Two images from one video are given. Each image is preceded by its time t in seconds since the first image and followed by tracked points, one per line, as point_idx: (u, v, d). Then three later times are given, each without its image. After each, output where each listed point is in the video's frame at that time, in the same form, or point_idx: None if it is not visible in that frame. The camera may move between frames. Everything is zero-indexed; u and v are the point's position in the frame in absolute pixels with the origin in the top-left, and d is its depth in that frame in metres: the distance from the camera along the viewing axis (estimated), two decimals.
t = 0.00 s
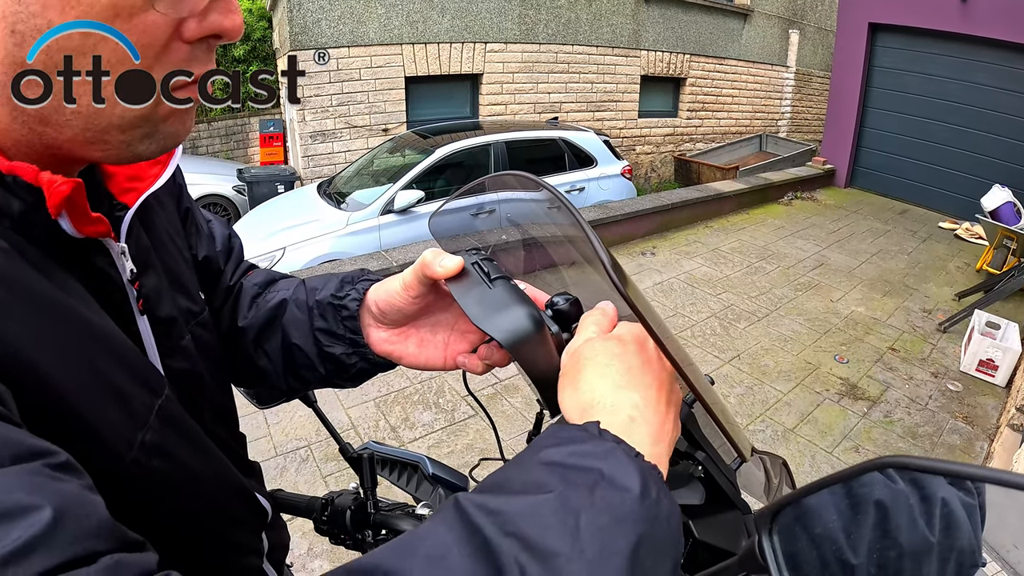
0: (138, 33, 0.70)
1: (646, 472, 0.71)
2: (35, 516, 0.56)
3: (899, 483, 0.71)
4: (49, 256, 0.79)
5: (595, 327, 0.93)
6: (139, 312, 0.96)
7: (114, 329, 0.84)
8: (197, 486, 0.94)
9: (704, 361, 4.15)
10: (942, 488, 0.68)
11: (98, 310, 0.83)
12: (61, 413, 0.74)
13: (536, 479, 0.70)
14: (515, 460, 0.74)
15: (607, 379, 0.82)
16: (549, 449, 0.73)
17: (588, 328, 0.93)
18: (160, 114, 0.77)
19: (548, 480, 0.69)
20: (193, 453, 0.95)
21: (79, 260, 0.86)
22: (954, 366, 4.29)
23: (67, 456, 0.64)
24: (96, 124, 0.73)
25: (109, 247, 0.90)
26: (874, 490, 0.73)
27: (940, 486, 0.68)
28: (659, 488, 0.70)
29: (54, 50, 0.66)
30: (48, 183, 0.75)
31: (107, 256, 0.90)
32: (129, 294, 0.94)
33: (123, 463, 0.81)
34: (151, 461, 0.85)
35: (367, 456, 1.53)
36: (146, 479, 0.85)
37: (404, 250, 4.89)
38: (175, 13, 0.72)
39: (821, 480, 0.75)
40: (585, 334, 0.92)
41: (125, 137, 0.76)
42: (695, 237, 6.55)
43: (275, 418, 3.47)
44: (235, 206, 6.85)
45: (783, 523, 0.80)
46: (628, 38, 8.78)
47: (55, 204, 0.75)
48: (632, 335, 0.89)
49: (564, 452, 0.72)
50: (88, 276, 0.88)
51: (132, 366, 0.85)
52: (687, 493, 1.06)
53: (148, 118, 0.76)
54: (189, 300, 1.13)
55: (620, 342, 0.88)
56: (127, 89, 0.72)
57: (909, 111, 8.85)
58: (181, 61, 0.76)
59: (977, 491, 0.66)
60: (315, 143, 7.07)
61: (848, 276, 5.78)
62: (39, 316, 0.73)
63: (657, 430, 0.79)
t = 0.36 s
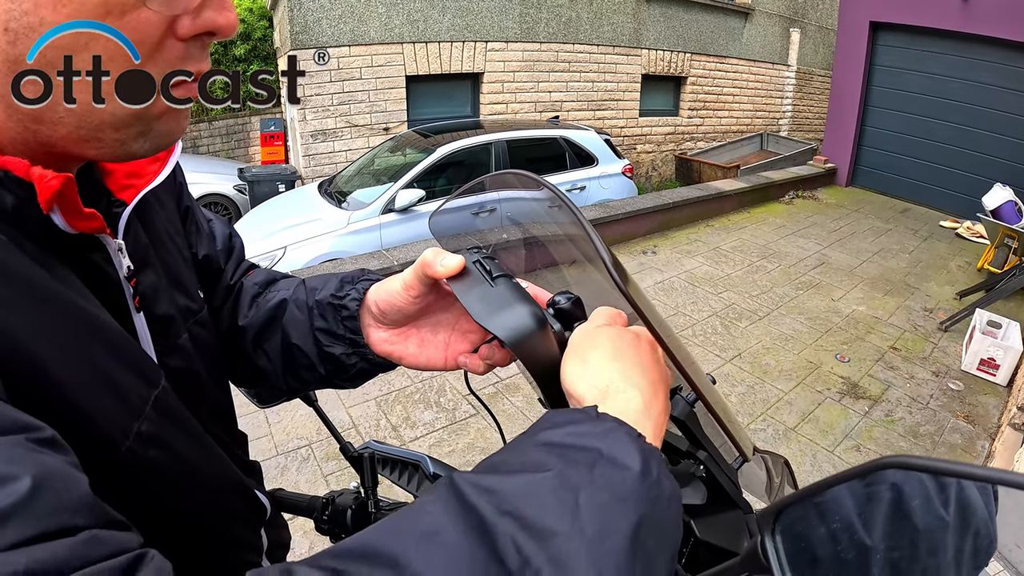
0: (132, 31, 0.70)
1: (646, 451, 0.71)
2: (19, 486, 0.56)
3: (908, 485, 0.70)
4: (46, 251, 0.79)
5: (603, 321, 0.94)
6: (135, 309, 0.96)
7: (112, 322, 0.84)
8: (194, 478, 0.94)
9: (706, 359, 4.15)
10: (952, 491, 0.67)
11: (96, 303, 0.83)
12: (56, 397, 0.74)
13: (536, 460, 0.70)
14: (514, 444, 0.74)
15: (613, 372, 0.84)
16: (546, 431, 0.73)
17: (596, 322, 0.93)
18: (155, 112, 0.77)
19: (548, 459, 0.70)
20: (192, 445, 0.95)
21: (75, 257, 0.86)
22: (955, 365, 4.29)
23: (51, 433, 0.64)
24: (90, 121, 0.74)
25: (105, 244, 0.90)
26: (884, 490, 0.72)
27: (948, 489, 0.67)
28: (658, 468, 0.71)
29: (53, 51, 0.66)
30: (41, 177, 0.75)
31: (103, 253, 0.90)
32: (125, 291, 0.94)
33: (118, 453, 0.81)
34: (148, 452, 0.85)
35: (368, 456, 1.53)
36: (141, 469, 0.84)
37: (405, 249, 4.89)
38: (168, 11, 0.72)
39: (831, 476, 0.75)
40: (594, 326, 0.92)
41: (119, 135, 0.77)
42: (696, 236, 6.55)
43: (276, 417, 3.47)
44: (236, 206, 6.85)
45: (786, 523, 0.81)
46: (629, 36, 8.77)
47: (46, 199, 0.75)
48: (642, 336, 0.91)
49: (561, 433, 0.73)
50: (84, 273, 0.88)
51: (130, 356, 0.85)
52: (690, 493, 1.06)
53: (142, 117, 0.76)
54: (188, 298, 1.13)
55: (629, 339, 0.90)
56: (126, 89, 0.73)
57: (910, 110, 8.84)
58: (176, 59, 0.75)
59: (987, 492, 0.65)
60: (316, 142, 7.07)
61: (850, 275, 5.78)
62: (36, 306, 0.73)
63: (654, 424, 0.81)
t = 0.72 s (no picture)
0: (124, 28, 0.70)
1: None
2: None
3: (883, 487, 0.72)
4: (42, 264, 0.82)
5: (542, 403, 0.79)
6: (134, 316, 0.96)
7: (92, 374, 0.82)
8: (183, 512, 0.94)
9: (707, 358, 4.15)
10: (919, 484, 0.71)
11: (83, 349, 0.82)
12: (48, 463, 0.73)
13: None
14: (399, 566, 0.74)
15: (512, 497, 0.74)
16: None
17: (532, 407, 0.79)
18: (141, 115, 0.78)
19: None
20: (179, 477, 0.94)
21: (70, 268, 0.87)
22: (957, 364, 4.29)
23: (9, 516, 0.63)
24: (74, 124, 0.73)
25: (102, 253, 0.91)
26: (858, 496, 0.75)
27: (916, 482, 0.70)
28: None
29: (51, 52, 0.67)
30: (40, 192, 0.76)
31: (100, 262, 0.91)
32: (123, 299, 0.94)
33: (103, 508, 0.80)
34: (133, 498, 0.85)
35: (370, 455, 1.52)
36: (126, 519, 0.83)
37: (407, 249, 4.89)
38: (155, 8, 0.73)
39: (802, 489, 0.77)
40: (529, 411, 0.79)
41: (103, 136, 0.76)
42: (698, 235, 6.55)
43: (277, 417, 3.47)
44: (237, 205, 6.85)
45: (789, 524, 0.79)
46: (630, 35, 8.77)
47: (46, 213, 0.76)
48: (578, 446, 0.75)
49: None
50: (78, 283, 0.88)
51: (110, 397, 0.84)
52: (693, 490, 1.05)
53: (127, 118, 0.76)
54: (189, 299, 1.14)
55: (558, 450, 0.75)
56: (126, 89, 0.74)
57: (912, 109, 8.82)
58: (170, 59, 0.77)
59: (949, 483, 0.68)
60: (317, 141, 7.07)
61: (851, 274, 5.78)
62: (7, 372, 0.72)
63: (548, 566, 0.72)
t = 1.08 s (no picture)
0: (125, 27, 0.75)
1: None
2: None
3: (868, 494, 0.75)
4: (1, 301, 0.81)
5: (504, 404, 0.82)
6: (107, 333, 0.95)
7: (67, 409, 0.82)
8: (171, 520, 0.93)
9: (709, 357, 4.15)
10: (899, 491, 0.74)
11: (54, 385, 0.82)
12: (31, 492, 0.75)
13: None
14: (366, 560, 0.84)
15: (469, 491, 0.81)
16: None
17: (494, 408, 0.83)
18: (64, 137, 0.75)
19: None
20: (167, 488, 0.94)
21: (37, 295, 0.86)
22: (959, 364, 4.28)
23: None
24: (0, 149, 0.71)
25: (67, 275, 0.90)
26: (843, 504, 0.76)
27: (901, 484, 0.73)
28: None
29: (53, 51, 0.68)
30: None
31: (66, 285, 0.90)
32: (94, 318, 0.93)
33: (90, 530, 0.81)
34: (116, 520, 0.85)
35: (372, 454, 1.51)
36: (109, 542, 0.83)
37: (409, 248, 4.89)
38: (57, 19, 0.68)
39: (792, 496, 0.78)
40: (492, 410, 0.82)
41: (26, 160, 0.73)
42: (699, 234, 6.55)
43: (279, 416, 3.47)
44: (239, 204, 6.85)
45: (798, 523, 0.78)
46: (631, 35, 8.77)
47: None
48: (520, 450, 0.77)
49: None
50: (51, 310, 0.87)
51: (88, 425, 0.85)
52: (698, 489, 1.08)
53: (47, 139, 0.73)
54: (170, 304, 1.12)
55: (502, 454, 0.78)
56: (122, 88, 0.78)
57: (914, 109, 8.81)
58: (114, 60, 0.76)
59: (934, 483, 0.72)
60: (319, 140, 7.08)
61: (853, 273, 5.78)
62: None
63: (497, 554, 0.80)
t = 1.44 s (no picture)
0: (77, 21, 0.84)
1: None
2: None
3: (874, 481, 0.74)
4: None
5: (522, 370, 0.84)
6: (76, 334, 0.94)
7: (37, 406, 0.84)
8: (145, 515, 0.97)
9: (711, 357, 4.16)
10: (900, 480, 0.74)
11: (26, 382, 0.84)
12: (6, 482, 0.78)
13: None
14: (367, 532, 0.82)
15: (482, 454, 0.82)
16: (394, 551, 0.80)
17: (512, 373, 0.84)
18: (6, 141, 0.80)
19: None
20: (143, 482, 0.97)
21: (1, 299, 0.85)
22: (960, 364, 4.28)
23: None
24: None
25: (33, 277, 0.89)
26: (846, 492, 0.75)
27: (901, 476, 0.72)
28: None
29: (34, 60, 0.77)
30: None
31: (32, 287, 0.89)
32: (63, 319, 0.92)
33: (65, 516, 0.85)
34: (90, 512, 0.88)
35: (374, 453, 1.51)
36: (84, 531, 0.88)
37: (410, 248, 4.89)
38: None
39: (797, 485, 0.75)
40: (510, 376, 0.84)
41: None
42: (701, 234, 6.54)
43: (281, 416, 3.48)
44: (241, 204, 6.85)
45: (796, 514, 0.75)
46: (633, 35, 8.78)
47: None
48: (537, 413, 0.78)
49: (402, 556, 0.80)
50: (15, 313, 0.87)
51: (62, 421, 0.86)
52: (697, 486, 1.12)
53: None
54: (148, 302, 1.10)
55: (518, 416, 0.79)
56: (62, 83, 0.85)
57: (915, 109, 8.81)
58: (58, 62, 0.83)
59: (934, 480, 0.72)
60: (320, 140, 7.10)
61: (855, 273, 5.78)
62: None
63: (508, 519, 0.81)
